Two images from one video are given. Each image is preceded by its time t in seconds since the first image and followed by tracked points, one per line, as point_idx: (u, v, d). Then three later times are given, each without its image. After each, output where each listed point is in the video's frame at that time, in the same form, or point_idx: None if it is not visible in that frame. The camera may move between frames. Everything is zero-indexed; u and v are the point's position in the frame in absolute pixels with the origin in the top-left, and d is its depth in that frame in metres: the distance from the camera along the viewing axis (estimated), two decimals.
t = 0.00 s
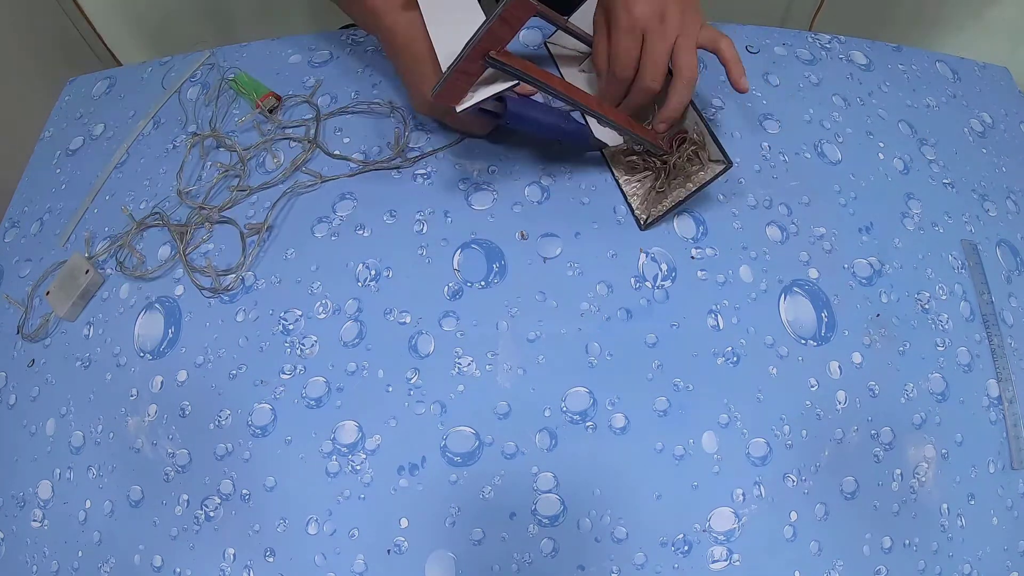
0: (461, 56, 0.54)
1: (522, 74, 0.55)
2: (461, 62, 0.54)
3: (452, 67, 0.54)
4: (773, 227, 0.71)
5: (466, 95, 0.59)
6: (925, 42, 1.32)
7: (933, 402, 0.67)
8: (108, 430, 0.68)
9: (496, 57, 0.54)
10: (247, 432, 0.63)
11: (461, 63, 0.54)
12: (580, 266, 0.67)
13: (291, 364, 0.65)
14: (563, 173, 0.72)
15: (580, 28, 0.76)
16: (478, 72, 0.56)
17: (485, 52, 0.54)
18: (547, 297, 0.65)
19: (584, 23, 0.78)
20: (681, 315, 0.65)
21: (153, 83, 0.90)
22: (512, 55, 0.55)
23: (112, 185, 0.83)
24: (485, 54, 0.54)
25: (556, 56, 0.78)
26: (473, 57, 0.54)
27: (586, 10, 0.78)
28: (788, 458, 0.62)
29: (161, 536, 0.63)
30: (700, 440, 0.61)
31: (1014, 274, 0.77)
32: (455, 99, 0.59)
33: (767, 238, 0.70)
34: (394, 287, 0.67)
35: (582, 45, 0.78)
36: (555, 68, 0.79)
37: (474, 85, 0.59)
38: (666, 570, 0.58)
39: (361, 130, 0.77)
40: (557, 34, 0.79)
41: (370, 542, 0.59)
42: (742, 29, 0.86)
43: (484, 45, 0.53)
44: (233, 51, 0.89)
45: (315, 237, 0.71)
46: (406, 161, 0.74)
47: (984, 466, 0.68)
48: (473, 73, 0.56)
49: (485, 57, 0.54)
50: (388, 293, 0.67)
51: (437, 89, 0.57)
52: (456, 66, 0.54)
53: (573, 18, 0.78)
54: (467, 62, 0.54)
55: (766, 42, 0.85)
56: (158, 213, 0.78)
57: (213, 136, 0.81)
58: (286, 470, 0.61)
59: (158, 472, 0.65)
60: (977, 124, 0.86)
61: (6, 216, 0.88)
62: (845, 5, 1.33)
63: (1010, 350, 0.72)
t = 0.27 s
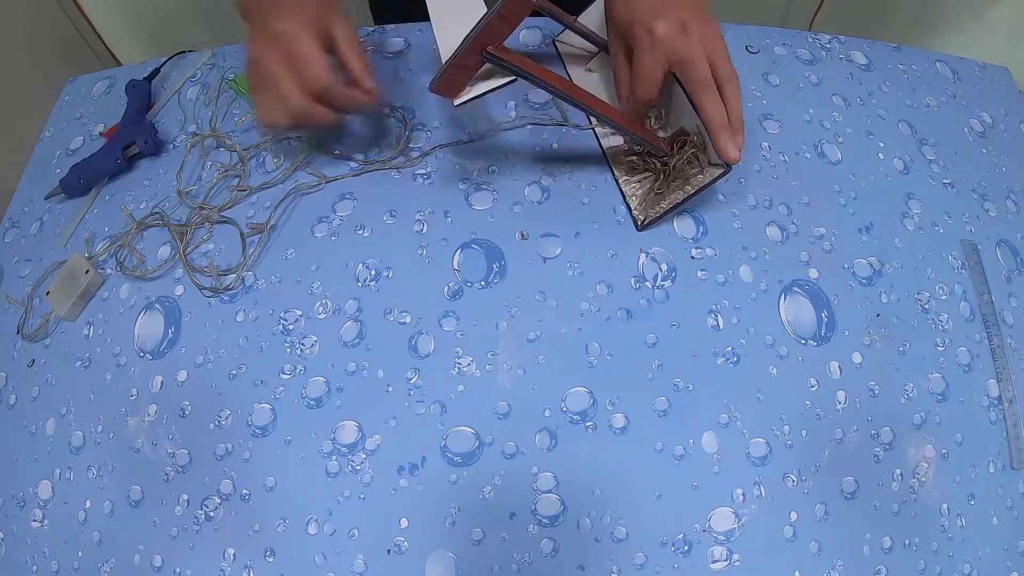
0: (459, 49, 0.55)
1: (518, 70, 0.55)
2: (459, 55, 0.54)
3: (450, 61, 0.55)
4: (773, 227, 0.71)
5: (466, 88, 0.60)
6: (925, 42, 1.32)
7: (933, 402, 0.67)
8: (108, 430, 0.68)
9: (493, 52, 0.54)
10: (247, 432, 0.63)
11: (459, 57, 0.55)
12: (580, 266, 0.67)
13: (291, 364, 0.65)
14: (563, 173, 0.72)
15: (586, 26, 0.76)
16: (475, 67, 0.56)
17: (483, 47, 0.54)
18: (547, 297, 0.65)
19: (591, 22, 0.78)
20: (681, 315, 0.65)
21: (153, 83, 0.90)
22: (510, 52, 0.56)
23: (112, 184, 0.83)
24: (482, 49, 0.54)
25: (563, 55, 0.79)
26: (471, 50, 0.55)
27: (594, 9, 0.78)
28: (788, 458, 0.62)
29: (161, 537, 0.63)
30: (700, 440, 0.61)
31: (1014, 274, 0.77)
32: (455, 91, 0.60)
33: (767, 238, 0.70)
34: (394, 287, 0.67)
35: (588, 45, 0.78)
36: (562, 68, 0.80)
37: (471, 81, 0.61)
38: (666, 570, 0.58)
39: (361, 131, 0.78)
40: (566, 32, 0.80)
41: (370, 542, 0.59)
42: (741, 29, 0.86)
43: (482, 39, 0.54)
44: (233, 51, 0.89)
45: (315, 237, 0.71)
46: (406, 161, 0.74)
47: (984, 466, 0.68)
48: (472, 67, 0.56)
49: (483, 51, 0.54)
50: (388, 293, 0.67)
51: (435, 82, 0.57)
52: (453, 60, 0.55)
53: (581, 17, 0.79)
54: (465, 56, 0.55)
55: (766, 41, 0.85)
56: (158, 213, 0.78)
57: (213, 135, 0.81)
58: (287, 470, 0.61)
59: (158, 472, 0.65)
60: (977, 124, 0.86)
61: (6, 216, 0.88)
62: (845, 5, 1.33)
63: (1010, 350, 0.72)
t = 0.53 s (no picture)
0: (457, 48, 0.54)
1: (515, 68, 0.54)
2: (456, 54, 0.53)
3: (447, 58, 0.54)
4: (773, 227, 0.71)
5: (463, 86, 0.58)
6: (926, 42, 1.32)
7: (933, 402, 0.67)
8: (109, 430, 0.68)
9: (490, 51, 0.53)
10: (247, 432, 0.63)
11: (457, 55, 0.53)
12: (580, 266, 0.67)
13: (291, 364, 0.65)
14: (563, 173, 0.73)
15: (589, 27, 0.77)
16: (473, 65, 0.55)
17: (479, 46, 0.53)
18: (547, 297, 0.65)
19: (597, 23, 0.79)
20: (681, 315, 0.65)
21: (153, 83, 0.90)
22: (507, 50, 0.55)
23: (112, 184, 0.83)
24: (479, 47, 0.53)
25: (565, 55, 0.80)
26: (468, 49, 0.53)
27: (600, 10, 0.79)
28: (788, 458, 0.62)
29: (161, 537, 0.63)
30: (700, 440, 0.61)
31: (1015, 274, 0.77)
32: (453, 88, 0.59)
33: (767, 238, 0.70)
34: (394, 287, 0.67)
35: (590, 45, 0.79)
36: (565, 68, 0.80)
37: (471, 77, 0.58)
38: (666, 570, 0.58)
39: (360, 130, 0.77)
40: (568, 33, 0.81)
41: (369, 542, 0.59)
42: (741, 29, 0.86)
43: (479, 39, 0.52)
44: (233, 51, 0.89)
45: (315, 237, 0.71)
46: (406, 161, 0.74)
47: (984, 466, 0.68)
48: (468, 65, 0.55)
49: (479, 50, 0.53)
50: (388, 293, 0.67)
51: (432, 78, 0.56)
52: (451, 58, 0.54)
53: (586, 17, 0.79)
54: (461, 54, 0.53)
55: (766, 42, 0.85)
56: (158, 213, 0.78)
57: (213, 135, 0.81)
58: (286, 470, 0.61)
59: (158, 472, 0.65)
60: (977, 124, 0.86)
61: (6, 216, 0.88)
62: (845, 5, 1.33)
63: (1010, 350, 0.72)
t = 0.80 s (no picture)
0: (455, 46, 0.53)
1: (513, 67, 0.54)
2: (455, 53, 0.53)
3: (446, 58, 0.54)
4: (773, 227, 0.71)
5: (462, 85, 0.58)
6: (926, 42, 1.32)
7: (933, 402, 0.67)
8: (108, 430, 0.68)
9: (490, 49, 0.53)
10: (247, 432, 0.63)
11: (456, 54, 0.53)
12: (580, 266, 0.67)
13: (291, 364, 0.65)
14: (563, 173, 0.73)
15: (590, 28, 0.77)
16: (472, 64, 0.55)
17: (478, 45, 0.53)
18: (547, 297, 0.65)
19: (599, 23, 0.78)
20: (681, 315, 0.65)
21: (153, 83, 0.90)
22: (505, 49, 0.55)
23: (112, 185, 0.83)
24: (479, 46, 0.53)
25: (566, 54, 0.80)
26: (467, 47, 0.53)
27: (601, 10, 0.79)
28: (788, 459, 0.62)
29: (161, 537, 0.63)
30: (700, 440, 0.61)
31: (1015, 274, 0.77)
32: (451, 88, 0.58)
33: (767, 238, 0.70)
34: (394, 287, 0.67)
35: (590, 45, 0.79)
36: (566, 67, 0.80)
37: (470, 76, 0.58)
38: (666, 570, 0.58)
39: (360, 130, 0.77)
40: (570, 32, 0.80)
41: (369, 542, 0.59)
42: (741, 29, 0.86)
43: (479, 37, 0.52)
44: (233, 51, 0.89)
45: (315, 237, 0.71)
46: (406, 161, 0.74)
47: (984, 466, 0.68)
48: (467, 64, 0.55)
49: (479, 49, 0.53)
50: (388, 293, 0.67)
51: (431, 78, 0.56)
52: (450, 57, 0.54)
53: (588, 18, 0.79)
54: (460, 53, 0.53)
55: (766, 42, 0.85)
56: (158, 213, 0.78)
57: (213, 136, 0.81)
58: (286, 470, 0.61)
59: (158, 472, 0.65)
60: (977, 124, 0.86)
61: (6, 216, 0.88)
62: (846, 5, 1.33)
63: (1010, 350, 0.72)
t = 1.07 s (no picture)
0: (455, 45, 0.54)
1: (512, 66, 0.54)
2: (454, 51, 0.53)
3: (446, 56, 0.54)
4: (773, 227, 0.71)
5: (461, 84, 0.58)
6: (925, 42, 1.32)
7: (933, 402, 0.67)
8: (108, 430, 0.68)
9: (488, 48, 0.54)
10: (247, 432, 0.63)
11: (455, 52, 0.53)
12: (580, 266, 0.67)
13: (291, 364, 0.65)
14: (563, 173, 0.73)
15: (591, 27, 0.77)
16: (470, 62, 0.55)
17: (477, 43, 0.53)
18: (547, 297, 0.65)
19: (599, 23, 0.79)
20: (681, 315, 0.65)
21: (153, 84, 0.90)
22: (504, 48, 0.55)
23: (112, 185, 0.83)
24: (477, 44, 0.53)
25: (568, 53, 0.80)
26: (467, 46, 0.53)
27: (602, 11, 0.79)
28: (788, 459, 0.62)
29: (161, 537, 0.63)
30: (700, 440, 0.61)
31: (1015, 274, 0.77)
32: (449, 87, 0.59)
33: (767, 238, 0.70)
34: (394, 287, 0.67)
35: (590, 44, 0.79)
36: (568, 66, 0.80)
37: (469, 75, 0.58)
38: (666, 570, 0.58)
39: (360, 130, 0.77)
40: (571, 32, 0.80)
41: (369, 543, 0.59)
42: (741, 29, 0.86)
43: (478, 35, 0.52)
44: (233, 51, 0.89)
45: (315, 237, 0.71)
46: (406, 161, 0.74)
47: (984, 466, 0.68)
48: (466, 62, 0.55)
49: (478, 47, 0.53)
50: (388, 293, 0.67)
51: (430, 76, 0.56)
52: (449, 56, 0.54)
53: (589, 17, 0.80)
54: (460, 51, 0.53)
55: (766, 42, 0.85)
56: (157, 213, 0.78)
57: (213, 136, 0.81)
58: (286, 470, 0.61)
59: (158, 472, 0.65)
60: (977, 124, 0.86)
61: (6, 216, 0.88)
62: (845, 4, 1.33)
63: (1010, 350, 0.72)
